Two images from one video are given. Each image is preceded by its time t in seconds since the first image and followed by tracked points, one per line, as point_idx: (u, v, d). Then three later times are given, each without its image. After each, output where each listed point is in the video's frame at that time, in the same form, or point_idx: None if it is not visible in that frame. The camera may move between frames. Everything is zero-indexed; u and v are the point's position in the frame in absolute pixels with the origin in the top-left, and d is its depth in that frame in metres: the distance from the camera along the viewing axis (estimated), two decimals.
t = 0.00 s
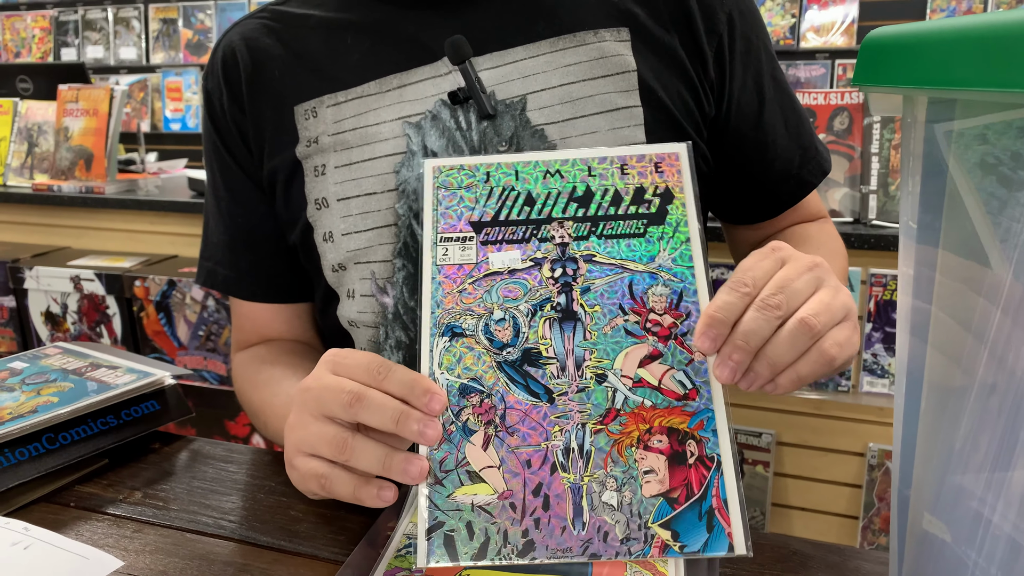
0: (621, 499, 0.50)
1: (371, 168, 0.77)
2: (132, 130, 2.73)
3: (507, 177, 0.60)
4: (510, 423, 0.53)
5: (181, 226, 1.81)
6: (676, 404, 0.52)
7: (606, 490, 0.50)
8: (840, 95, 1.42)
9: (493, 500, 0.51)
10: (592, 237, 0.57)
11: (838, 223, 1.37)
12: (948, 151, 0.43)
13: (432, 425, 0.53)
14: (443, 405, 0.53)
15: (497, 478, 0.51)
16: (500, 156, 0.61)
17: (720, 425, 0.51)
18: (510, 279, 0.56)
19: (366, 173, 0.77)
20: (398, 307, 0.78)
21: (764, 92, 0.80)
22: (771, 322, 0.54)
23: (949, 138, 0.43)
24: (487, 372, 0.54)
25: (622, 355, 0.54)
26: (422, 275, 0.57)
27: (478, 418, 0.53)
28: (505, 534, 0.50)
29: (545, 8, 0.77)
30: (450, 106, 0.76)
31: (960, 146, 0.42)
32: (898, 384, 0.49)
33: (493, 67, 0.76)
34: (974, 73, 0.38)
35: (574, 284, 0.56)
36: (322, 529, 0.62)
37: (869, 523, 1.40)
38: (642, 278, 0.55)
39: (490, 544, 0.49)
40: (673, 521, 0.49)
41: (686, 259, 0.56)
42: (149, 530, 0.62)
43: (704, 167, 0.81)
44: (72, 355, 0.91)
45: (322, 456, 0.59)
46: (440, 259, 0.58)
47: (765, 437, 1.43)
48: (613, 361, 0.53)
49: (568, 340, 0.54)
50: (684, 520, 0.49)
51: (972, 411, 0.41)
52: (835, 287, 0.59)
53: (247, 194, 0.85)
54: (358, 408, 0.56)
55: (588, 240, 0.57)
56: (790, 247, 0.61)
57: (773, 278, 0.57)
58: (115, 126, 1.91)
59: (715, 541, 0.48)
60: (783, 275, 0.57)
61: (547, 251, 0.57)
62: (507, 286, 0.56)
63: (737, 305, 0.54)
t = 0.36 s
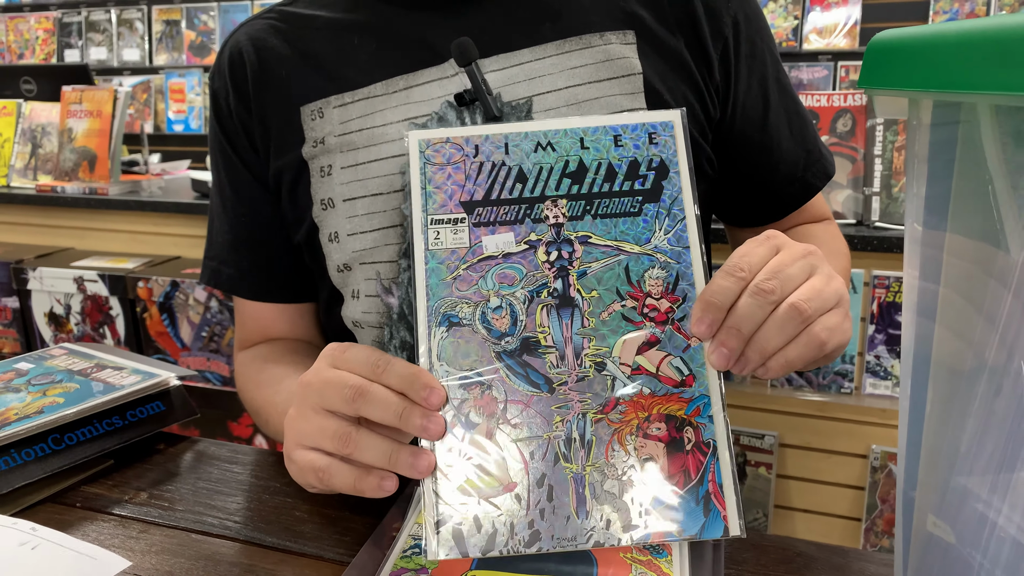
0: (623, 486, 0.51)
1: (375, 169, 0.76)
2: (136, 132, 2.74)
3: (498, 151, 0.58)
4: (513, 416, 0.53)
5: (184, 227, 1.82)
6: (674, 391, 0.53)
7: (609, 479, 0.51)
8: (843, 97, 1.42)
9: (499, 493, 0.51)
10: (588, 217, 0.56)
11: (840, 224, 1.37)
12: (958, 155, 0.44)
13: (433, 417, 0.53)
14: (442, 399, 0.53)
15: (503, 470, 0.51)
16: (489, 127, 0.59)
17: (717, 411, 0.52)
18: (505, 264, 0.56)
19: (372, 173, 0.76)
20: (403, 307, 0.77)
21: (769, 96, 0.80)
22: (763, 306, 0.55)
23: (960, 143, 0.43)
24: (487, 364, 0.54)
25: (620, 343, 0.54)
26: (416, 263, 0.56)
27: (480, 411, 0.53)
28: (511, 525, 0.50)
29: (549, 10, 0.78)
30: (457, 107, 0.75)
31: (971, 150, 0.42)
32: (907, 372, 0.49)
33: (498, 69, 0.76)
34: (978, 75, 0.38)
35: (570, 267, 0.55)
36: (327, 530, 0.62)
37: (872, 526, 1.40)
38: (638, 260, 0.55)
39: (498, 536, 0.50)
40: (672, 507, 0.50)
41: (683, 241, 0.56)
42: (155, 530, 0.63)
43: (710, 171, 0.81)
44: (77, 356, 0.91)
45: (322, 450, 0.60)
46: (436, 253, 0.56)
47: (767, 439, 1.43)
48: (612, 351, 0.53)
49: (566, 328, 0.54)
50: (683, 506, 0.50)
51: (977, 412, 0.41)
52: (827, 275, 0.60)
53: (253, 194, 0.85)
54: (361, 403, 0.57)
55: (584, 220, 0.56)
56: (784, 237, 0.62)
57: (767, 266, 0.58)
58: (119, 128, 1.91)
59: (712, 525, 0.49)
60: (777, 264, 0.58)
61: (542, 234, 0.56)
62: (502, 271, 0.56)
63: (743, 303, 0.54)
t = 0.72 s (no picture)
0: (628, 485, 0.50)
1: (380, 168, 0.76)
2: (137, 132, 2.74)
3: (502, 155, 0.58)
4: (517, 415, 0.53)
5: (185, 227, 1.82)
6: (679, 390, 0.53)
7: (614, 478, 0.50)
8: (844, 98, 1.42)
9: (505, 492, 0.51)
10: (591, 218, 0.56)
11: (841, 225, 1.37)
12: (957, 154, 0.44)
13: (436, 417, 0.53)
14: (447, 399, 0.53)
15: (508, 470, 0.51)
16: (494, 132, 0.60)
17: (722, 410, 0.52)
18: (509, 265, 0.56)
19: (376, 172, 0.76)
20: (406, 306, 0.77)
21: (772, 97, 0.80)
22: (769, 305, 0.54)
23: (960, 142, 0.43)
24: (491, 363, 0.54)
25: (624, 343, 0.54)
26: (420, 265, 0.56)
27: (485, 410, 0.53)
28: (516, 525, 0.50)
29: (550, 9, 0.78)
30: (461, 107, 0.75)
31: (971, 148, 0.42)
32: (908, 373, 0.49)
33: (503, 69, 0.76)
34: (982, 71, 0.38)
35: (574, 269, 0.56)
36: (328, 529, 0.62)
37: (873, 526, 1.39)
38: (642, 260, 0.55)
39: (504, 534, 0.49)
40: (678, 506, 0.50)
41: (687, 242, 0.56)
42: (156, 529, 0.63)
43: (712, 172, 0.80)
44: (78, 355, 0.91)
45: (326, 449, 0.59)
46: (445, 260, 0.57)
47: (769, 439, 1.43)
48: (616, 350, 0.54)
49: (571, 328, 0.54)
50: (688, 505, 0.50)
51: (979, 412, 0.41)
52: (831, 272, 0.59)
53: (256, 193, 0.85)
54: (365, 403, 0.56)
55: (588, 222, 0.56)
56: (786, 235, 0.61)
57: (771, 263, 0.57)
58: (120, 128, 1.91)
59: (718, 524, 0.49)
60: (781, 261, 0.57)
61: (546, 236, 0.56)
62: (506, 273, 0.56)
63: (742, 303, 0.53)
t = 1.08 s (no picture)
0: (611, 501, 0.45)
1: (384, 164, 0.76)
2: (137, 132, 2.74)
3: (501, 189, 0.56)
4: (501, 429, 0.48)
5: (184, 227, 1.82)
6: (669, 407, 0.48)
7: (596, 493, 0.45)
8: (844, 98, 1.42)
9: (480, 504, 0.46)
10: (585, 248, 0.53)
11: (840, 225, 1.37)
12: (956, 151, 0.43)
13: (397, 413, 0.49)
14: (429, 408, 0.49)
15: (485, 481, 0.47)
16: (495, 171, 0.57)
17: (714, 426, 0.47)
18: (502, 290, 0.53)
19: (380, 167, 0.77)
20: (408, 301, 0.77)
21: (780, 100, 0.77)
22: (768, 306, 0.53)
23: (959, 141, 0.43)
24: (478, 378, 0.50)
25: (614, 359, 0.49)
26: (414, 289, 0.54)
27: (468, 423, 0.49)
28: (490, 537, 0.45)
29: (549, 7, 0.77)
30: (467, 103, 0.74)
31: (970, 147, 0.42)
32: (906, 373, 0.49)
33: (509, 66, 0.75)
34: (980, 68, 0.38)
35: (564, 293, 0.52)
36: (325, 527, 0.62)
37: (872, 527, 1.39)
38: (632, 286, 0.51)
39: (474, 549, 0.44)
40: (664, 522, 0.44)
41: (679, 268, 0.52)
42: (153, 527, 0.63)
43: (713, 176, 0.79)
44: (76, 354, 0.91)
45: (285, 436, 0.54)
46: (427, 268, 0.54)
47: (768, 440, 1.43)
48: (606, 366, 0.49)
49: (560, 348, 0.50)
50: (675, 522, 0.44)
51: (974, 415, 0.41)
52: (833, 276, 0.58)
53: (261, 185, 0.85)
54: (329, 395, 0.51)
55: (583, 251, 0.53)
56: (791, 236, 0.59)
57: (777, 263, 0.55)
58: (119, 128, 1.91)
59: (709, 543, 0.43)
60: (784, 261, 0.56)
61: (539, 266, 0.53)
62: (498, 297, 0.52)
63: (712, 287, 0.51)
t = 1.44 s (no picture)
0: None
1: (414, 153, 0.75)
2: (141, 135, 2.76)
3: (496, 470, 0.63)
4: None
5: (187, 230, 1.83)
6: None
7: None
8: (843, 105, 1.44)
9: None
10: (564, 522, 0.55)
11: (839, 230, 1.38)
12: (944, 166, 0.44)
13: (350, 473, 0.52)
14: None
15: None
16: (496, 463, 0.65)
17: None
18: (475, 534, 0.54)
19: (410, 157, 0.75)
20: (419, 292, 0.75)
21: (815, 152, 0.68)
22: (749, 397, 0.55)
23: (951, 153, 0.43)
24: None
25: None
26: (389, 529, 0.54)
27: None
28: None
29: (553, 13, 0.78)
30: (498, 107, 0.72)
31: (961, 159, 0.42)
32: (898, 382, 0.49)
33: (543, 76, 0.72)
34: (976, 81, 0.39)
35: (535, 546, 0.52)
36: (330, 526, 0.63)
37: (871, 532, 1.40)
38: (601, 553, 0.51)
39: None
40: None
41: None
42: (161, 525, 0.64)
43: (731, 217, 0.73)
44: (83, 355, 0.92)
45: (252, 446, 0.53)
46: (412, 507, 0.57)
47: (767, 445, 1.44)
48: None
49: None
50: None
51: (975, 389, 0.41)
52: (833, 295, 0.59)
53: (305, 154, 0.84)
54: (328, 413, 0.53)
55: (559, 535, 0.54)
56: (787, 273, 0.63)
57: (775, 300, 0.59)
58: (124, 130, 1.93)
59: None
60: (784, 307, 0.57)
61: (516, 522, 0.55)
62: (469, 538, 0.53)
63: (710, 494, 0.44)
